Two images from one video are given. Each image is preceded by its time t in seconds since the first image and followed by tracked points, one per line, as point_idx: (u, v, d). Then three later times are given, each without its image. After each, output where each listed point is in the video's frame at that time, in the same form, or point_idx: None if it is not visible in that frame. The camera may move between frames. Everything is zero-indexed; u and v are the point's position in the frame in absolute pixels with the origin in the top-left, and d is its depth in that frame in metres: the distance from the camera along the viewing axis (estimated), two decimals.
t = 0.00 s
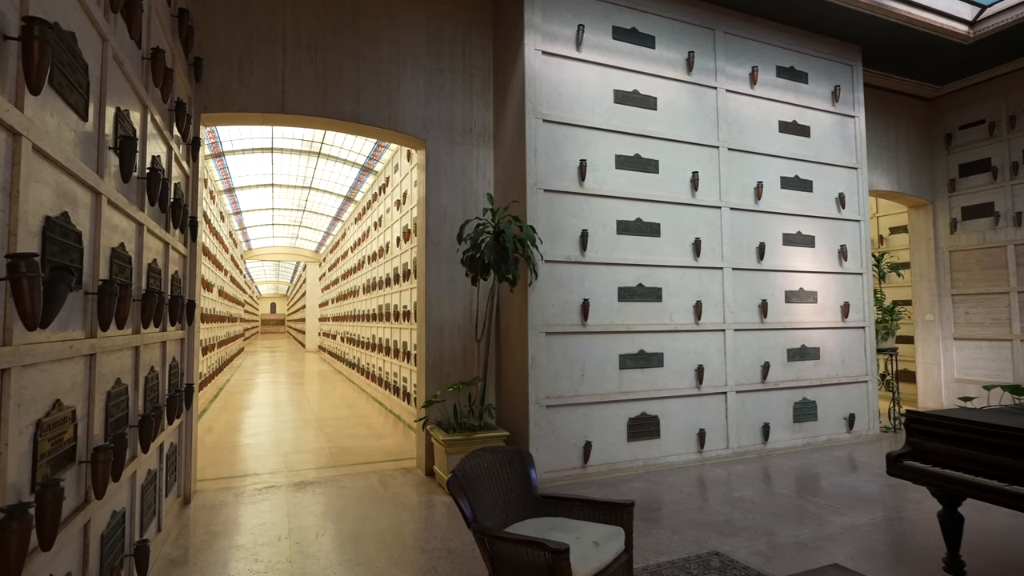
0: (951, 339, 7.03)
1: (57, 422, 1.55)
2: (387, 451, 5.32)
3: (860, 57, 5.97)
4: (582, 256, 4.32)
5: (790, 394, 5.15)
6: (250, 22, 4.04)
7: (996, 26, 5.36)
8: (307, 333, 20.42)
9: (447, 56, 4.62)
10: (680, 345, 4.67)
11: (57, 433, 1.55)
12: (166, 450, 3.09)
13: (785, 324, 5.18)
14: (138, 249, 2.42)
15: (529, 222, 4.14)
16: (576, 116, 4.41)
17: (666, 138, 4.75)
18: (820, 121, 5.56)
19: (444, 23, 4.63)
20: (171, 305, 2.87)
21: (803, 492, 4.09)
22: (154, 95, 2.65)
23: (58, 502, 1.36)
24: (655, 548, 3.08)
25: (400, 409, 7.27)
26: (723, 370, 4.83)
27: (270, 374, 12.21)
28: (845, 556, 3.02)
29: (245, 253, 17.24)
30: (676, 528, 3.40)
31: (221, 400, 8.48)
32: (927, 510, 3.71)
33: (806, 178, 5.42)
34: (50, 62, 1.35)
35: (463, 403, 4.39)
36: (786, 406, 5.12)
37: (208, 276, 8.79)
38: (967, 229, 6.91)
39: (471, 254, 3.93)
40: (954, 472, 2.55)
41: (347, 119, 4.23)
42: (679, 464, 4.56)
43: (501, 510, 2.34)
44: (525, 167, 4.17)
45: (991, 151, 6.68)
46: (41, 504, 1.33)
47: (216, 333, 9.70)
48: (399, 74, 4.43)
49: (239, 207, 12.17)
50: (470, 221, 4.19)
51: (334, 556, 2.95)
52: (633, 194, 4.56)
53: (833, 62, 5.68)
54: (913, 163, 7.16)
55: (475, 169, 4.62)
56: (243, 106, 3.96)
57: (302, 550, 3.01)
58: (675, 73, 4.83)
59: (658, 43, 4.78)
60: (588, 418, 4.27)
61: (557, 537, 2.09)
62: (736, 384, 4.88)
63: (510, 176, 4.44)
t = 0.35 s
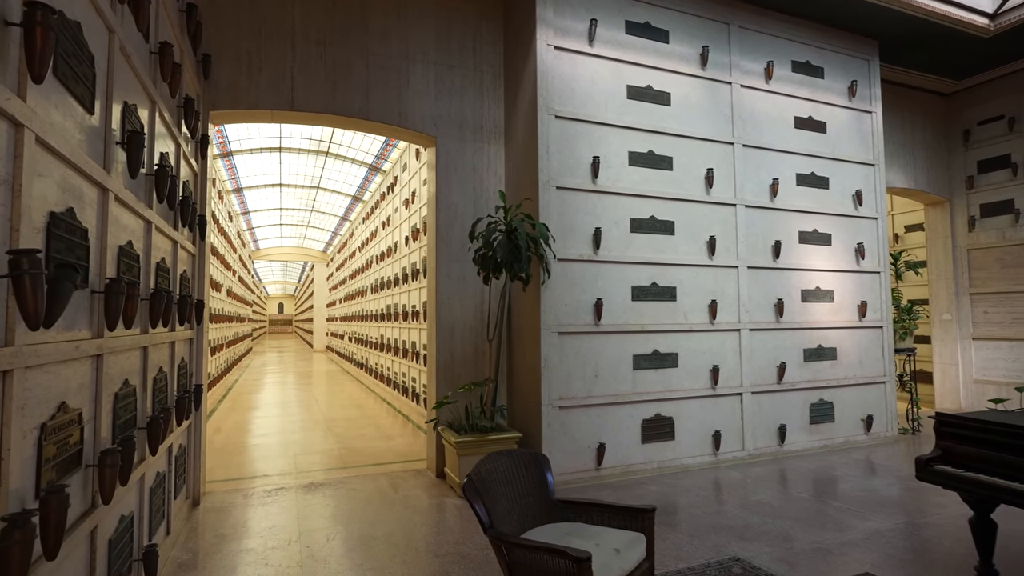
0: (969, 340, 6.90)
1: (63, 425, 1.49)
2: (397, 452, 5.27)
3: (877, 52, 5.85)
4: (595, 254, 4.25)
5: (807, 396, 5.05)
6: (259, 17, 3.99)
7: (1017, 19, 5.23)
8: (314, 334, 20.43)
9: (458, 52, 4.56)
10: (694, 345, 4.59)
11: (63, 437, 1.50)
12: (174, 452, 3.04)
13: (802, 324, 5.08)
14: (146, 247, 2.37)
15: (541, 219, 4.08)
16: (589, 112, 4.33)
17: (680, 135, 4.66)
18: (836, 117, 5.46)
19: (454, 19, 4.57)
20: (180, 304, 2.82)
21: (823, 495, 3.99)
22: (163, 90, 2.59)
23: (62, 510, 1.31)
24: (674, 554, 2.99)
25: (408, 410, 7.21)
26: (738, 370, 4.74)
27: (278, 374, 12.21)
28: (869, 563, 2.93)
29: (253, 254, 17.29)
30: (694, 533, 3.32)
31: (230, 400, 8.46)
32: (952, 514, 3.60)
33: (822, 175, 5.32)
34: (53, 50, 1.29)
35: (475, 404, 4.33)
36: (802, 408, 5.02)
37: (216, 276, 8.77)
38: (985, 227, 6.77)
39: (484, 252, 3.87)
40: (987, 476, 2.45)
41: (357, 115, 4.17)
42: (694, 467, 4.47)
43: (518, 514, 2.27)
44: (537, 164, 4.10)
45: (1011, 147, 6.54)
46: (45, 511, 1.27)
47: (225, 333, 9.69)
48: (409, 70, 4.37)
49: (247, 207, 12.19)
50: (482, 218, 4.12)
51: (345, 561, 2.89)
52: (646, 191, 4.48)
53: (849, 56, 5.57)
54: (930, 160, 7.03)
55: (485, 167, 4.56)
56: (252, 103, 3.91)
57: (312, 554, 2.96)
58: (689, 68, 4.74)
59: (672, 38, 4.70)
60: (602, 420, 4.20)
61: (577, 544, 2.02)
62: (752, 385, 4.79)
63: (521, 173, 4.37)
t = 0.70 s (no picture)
0: (997, 339, 6.70)
1: (71, 426, 1.44)
2: (411, 452, 5.21)
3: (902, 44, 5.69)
4: (612, 252, 4.16)
5: (830, 397, 4.92)
6: (272, 14, 3.95)
7: None
8: (327, 333, 20.50)
9: (472, 47, 4.49)
10: (715, 345, 4.48)
11: (71, 438, 1.44)
12: (188, 453, 3.01)
13: (825, 323, 4.94)
14: (158, 244, 2.32)
15: (558, 216, 3.99)
16: (606, 107, 4.24)
17: (699, 130, 4.55)
18: (860, 111, 5.31)
19: (468, 14, 4.50)
20: (193, 302, 2.78)
21: (849, 499, 3.87)
22: (175, 85, 2.55)
23: (69, 515, 1.25)
24: (697, 560, 2.90)
25: (422, 410, 7.16)
26: (760, 371, 4.63)
27: (292, 373, 12.25)
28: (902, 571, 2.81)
29: (267, 254, 17.39)
30: (717, 538, 3.22)
31: (244, 400, 8.47)
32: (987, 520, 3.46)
33: (845, 170, 5.18)
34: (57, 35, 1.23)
35: (491, 404, 4.26)
36: (825, 409, 4.89)
37: (231, 276, 8.78)
38: (1014, 224, 6.57)
39: (500, 250, 3.80)
40: None
41: (370, 112, 4.12)
42: (714, 469, 4.37)
43: (539, 518, 2.20)
44: (554, 159, 4.02)
45: None
46: (51, 517, 1.22)
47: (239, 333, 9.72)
48: (423, 66, 4.31)
49: (261, 207, 12.24)
50: (497, 216, 4.05)
51: (361, 564, 2.83)
52: (665, 187, 4.38)
53: (873, 48, 5.42)
54: (955, 155, 6.85)
55: (500, 163, 4.49)
56: (265, 100, 3.88)
57: (326, 557, 2.90)
58: (708, 61, 4.63)
59: (690, 31, 4.59)
60: (620, 421, 4.10)
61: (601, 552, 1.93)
62: (774, 385, 4.67)
63: (537, 170, 4.29)
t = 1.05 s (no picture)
0: None
1: (89, 428, 1.39)
2: (439, 453, 5.14)
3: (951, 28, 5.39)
4: (645, 248, 4.01)
5: (876, 400, 4.67)
6: (298, 10, 3.92)
7: None
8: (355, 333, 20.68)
9: (500, 40, 4.39)
10: (753, 345, 4.29)
11: (89, 440, 1.39)
12: (215, 453, 2.97)
13: (870, 322, 4.70)
14: (183, 241, 2.28)
15: (589, 211, 3.87)
16: (638, 98, 4.10)
17: (736, 121, 4.37)
18: (906, 99, 5.05)
19: (495, 6, 4.40)
20: (219, 301, 2.74)
21: (900, 509, 3.64)
22: (201, 80, 2.51)
23: (84, 523, 1.18)
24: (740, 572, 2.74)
25: (449, 410, 7.10)
26: (801, 372, 4.42)
27: (321, 372, 12.34)
28: None
29: (296, 254, 17.63)
30: (759, 548, 3.05)
31: (274, 399, 8.54)
32: None
33: (891, 161, 4.93)
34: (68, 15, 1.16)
35: (520, 406, 4.15)
36: (871, 413, 4.64)
37: (260, 276, 8.87)
38: None
39: (529, 246, 3.69)
40: None
41: (396, 108, 4.06)
42: (753, 475, 4.18)
43: (575, 528, 2.08)
44: (584, 153, 3.89)
45: None
46: (65, 525, 1.15)
47: (269, 333, 9.82)
48: (450, 60, 4.23)
49: (290, 208, 12.37)
50: (526, 211, 3.94)
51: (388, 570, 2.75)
52: (700, 181, 4.21)
53: (920, 33, 5.14)
54: (1008, 145, 6.48)
55: (529, 158, 4.38)
56: (292, 97, 3.84)
57: (353, 562, 2.83)
58: (745, 49, 4.44)
59: (726, 18, 4.41)
60: (654, 424, 3.95)
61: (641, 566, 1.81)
62: (816, 387, 4.46)
63: (566, 164, 4.17)
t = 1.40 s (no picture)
0: None
1: (103, 436, 1.33)
2: (469, 456, 5.05)
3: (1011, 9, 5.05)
4: (682, 246, 3.84)
5: (931, 406, 4.39)
6: (325, 8, 3.87)
7: None
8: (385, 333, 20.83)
9: (530, 34, 4.28)
10: (797, 348, 4.07)
11: (103, 449, 1.33)
12: (243, 456, 2.94)
13: (923, 323, 4.42)
14: (207, 240, 2.23)
15: (622, 208, 3.73)
16: (674, 90, 3.93)
17: (777, 112, 4.16)
18: (962, 85, 4.74)
19: None
20: (246, 302, 2.70)
21: (962, 523, 3.39)
22: (225, 77, 2.47)
23: (93, 538, 1.12)
24: None
25: (479, 411, 7.03)
26: (849, 376, 4.18)
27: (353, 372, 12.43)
28: None
29: (328, 255, 17.86)
30: (809, 565, 2.85)
31: (306, 399, 8.60)
32: None
33: (946, 152, 4.63)
34: None
35: (552, 409, 4.03)
36: (925, 420, 4.37)
37: (292, 277, 8.94)
38: None
39: (562, 245, 3.57)
40: None
41: (424, 104, 3.98)
42: (798, 484, 3.96)
43: (611, 546, 1.96)
44: (618, 147, 3.74)
45: None
46: (72, 542, 1.08)
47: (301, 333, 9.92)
48: (479, 54, 4.14)
49: (321, 209, 12.49)
50: (558, 209, 3.82)
51: None
52: (740, 175, 4.02)
53: (977, 15, 4.82)
54: None
55: (559, 154, 4.25)
56: (319, 96, 3.80)
57: (380, 569, 2.75)
58: (787, 36, 4.23)
59: (767, 4, 4.20)
60: (691, 430, 3.78)
61: None
62: (865, 393, 4.21)
63: (599, 160, 4.03)
